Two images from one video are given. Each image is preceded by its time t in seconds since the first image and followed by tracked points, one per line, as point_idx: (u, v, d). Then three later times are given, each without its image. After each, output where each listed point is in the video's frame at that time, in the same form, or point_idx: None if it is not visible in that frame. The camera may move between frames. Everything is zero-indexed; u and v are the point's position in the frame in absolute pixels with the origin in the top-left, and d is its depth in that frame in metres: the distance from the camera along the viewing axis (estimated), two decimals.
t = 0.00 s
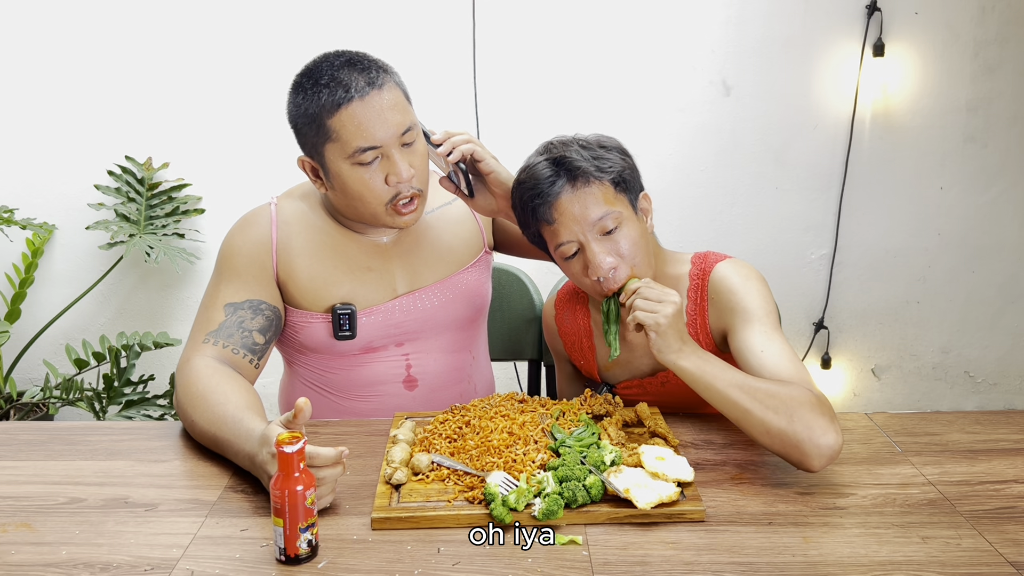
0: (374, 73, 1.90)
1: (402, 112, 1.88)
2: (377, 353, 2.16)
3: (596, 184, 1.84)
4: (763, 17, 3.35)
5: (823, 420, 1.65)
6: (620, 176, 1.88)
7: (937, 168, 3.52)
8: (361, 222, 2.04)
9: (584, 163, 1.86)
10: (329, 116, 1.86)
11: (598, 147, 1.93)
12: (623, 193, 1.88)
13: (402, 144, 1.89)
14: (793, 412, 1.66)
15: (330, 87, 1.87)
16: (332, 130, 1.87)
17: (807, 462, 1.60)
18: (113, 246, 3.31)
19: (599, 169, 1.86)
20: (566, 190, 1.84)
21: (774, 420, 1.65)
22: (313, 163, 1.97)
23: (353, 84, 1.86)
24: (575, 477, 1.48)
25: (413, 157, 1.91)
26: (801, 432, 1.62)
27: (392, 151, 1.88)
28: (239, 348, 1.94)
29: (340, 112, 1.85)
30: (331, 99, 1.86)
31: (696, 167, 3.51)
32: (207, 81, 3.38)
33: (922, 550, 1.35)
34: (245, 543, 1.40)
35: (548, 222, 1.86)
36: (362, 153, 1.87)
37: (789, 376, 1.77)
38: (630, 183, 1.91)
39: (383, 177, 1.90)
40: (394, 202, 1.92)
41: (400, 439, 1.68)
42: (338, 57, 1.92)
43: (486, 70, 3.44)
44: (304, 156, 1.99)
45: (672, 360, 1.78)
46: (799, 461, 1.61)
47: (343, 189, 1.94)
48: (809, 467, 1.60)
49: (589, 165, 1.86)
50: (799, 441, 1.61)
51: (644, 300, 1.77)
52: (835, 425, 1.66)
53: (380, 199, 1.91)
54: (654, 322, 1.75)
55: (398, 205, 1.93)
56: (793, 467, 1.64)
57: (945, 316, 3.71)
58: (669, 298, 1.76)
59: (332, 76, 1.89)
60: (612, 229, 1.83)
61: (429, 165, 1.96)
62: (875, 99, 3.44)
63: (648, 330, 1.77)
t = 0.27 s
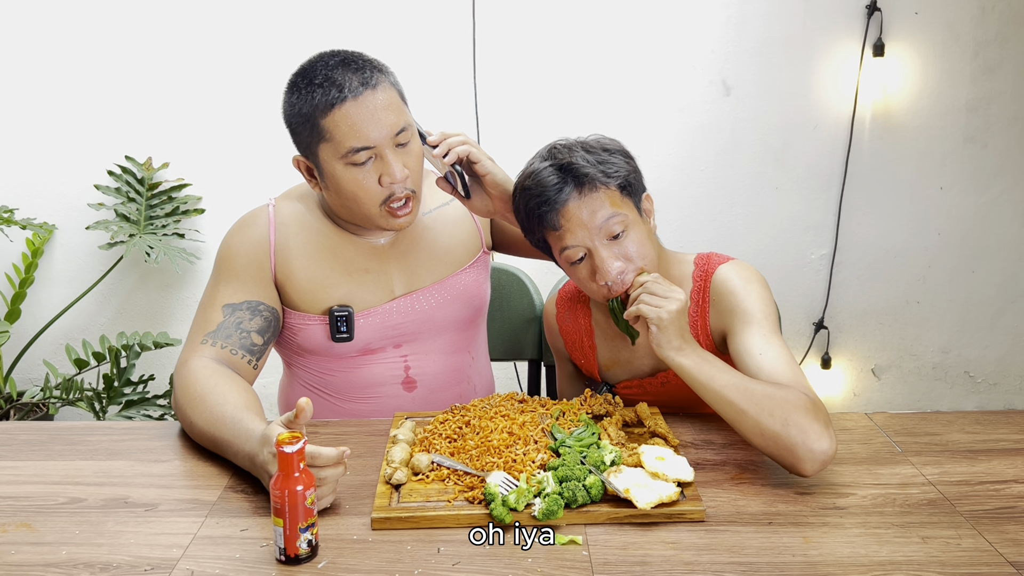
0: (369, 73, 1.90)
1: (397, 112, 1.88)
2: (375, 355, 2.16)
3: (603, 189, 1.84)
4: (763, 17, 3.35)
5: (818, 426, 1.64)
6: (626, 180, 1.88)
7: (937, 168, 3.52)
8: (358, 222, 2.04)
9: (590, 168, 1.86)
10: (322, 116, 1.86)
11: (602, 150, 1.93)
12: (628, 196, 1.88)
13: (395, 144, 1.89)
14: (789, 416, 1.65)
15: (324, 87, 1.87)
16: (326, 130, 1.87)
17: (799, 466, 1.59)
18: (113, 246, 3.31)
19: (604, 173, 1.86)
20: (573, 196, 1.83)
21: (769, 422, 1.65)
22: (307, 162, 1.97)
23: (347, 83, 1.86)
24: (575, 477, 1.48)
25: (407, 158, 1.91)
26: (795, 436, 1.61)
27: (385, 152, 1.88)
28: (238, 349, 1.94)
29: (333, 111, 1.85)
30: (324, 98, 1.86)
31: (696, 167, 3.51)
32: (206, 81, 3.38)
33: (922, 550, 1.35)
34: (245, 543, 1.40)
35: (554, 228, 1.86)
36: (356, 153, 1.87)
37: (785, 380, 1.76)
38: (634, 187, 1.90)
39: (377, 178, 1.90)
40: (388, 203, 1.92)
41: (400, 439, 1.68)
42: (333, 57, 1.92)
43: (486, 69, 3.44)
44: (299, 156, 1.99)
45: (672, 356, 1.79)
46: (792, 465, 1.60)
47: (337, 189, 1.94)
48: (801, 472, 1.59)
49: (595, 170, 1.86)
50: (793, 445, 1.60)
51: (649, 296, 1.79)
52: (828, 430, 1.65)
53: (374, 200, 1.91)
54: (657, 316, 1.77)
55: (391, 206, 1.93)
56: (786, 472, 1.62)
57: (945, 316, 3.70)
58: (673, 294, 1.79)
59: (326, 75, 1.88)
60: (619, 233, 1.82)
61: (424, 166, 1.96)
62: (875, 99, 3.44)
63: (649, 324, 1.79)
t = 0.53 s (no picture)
0: (362, 72, 1.90)
1: (389, 112, 1.88)
2: (373, 353, 2.16)
3: (607, 183, 1.84)
4: (763, 17, 3.35)
5: (816, 430, 1.63)
6: (630, 174, 1.87)
7: (937, 168, 3.52)
8: (355, 220, 2.04)
9: (594, 162, 1.85)
10: (315, 115, 1.87)
11: (607, 145, 1.92)
12: (633, 191, 1.87)
13: (389, 142, 1.88)
14: (788, 419, 1.64)
15: (318, 85, 1.87)
16: (319, 128, 1.87)
17: (795, 468, 1.58)
18: (113, 246, 3.31)
19: (608, 167, 1.85)
20: (577, 190, 1.83)
21: (769, 424, 1.64)
22: (303, 160, 1.98)
23: (340, 83, 1.86)
24: (575, 477, 1.48)
25: (400, 157, 1.91)
26: (793, 440, 1.60)
27: (378, 150, 1.88)
28: (237, 348, 1.94)
29: (326, 110, 1.85)
30: (317, 97, 1.86)
31: (696, 167, 3.51)
32: (206, 80, 3.38)
33: (922, 550, 1.35)
34: (245, 543, 1.40)
35: (558, 222, 1.86)
36: (348, 152, 1.87)
37: (785, 382, 1.76)
38: (639, 181, 1.89)
39: (370, 176, 1.89)
40: (382, 200, 1.91)
41: (400, 439, 1.68)
42: (327, 56, 1.92)
43: (486, 69, 3.44)
44: (294, 154, 2.00)
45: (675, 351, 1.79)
46: (787, 468, 1.59)
47: (331, 186, 1.94)
48: (796, 475, 1.58)
49: (600, 164, 1.85)
50: (790, 447, 1.59)
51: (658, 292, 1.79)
52: (826, 434, 1.64)
53: (367, 197, 1.91)
54: (665, 311, 1.77)
55: (386, 204, 1.92)
56: (781, 475, 1.61)
57: (945, 316, 3.70)
58: (683, 291, 1.79)
59: (320, 74, 1.89)
60: (624, 227, 1.82)
61: (417, 168, 1.95)
62: (875, 99, 3.44)
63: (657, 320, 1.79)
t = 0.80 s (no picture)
0: (363, 71, 1.90)
1: (392, 110, 1.88)
2: (373, 350, 2.15)
3: (609, 182, 1.83)
4: (763, 17, 3.35)
5: (819, 432, 1.63)
6: (633, 174, 1.87)
7: (937, 168, 3.52)
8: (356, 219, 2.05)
9: (598, 160, 1.85)
10: (317, 114, 1.86)
11: (611, 143, 1.92)
12: (635, 190, 1.87)
13: (390, 141, 1.88)
14: (792, 421, 1.64)
15: (319, 84, 1.87)
16: (321, 127, 1.87)
17: (799, 468, 1.58)
18: (113, 246, 3.31)
19: (611, 166, 1.85)
20: (580, 188, 1.83)
21: (774, 426, 1.64)
22: (304, 158, 1.98)
23: (342, 81, 1.86)
24: (575, 477, 1.48)
25: (402, 155, 1.91)
26: (798, 441, 1.60)
27: (379, 149, 1.88)
28: (235, 347, 1.94)
29: (327, 109, 1.85)
30: (319, 96, 1.86)
31: (696, 167, 3.51)
32: (206, 80, 3.38)
33: (923, 550, 1.35)
34: (245, 544, 1.40)
35: (559, 220, 1.86)
36: (350, 151, 1.87)
37: (790, 385, 1.76)
38: (642, 181, 1.89)
39: (371, 175, 1.90)
40: (384, 198, 1.92)
41: (400, 439, 1.68)
42: (329, 54, 1.92)
43: (486, 69, 3.43)
44: (295, 152, 2.00)
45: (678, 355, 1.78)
46: (791, 468, 1.59)
47: (332, 184, 1.94)
48: (799, 475, 1.58)
49: (603, 162, 1.85)
50: (795, 447, 1.59)
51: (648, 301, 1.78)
52: (830, 436, 1.64)
53: (368, 196, 1.91)
54: (656, 322, 1.77)
55: (388, 202, 1.93)
56: (784, 475, 1.61)
57: (945, 316, 3.70)
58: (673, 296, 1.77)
59: (322, 73, 1.89)
60: (625, 227, 1.83)
61: (420, 162, 1.95)
62: (875, 99, 3.44)
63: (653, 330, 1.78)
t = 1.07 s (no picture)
0: (376, 66, 1.90)
1: (403, 106, 1.89)
2: (374, 351, 2.16)
3: (611, 184, 1.83)
4: (763, 17, 3.35)
5: (823, 432, 1.63)
6: (636, 176, 1.87)
7: (937, 168, 3.52)
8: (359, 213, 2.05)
9: (600, 161, 1.85)
10: (329, 107, 1.86)
11: (616, 142, 1.92)
12: (637, 193, 1.86)
13: (401, 137, 1.89)
14: (795, 423, 1.63)
15: (332, 77, 1.87)
16: (332, 120, 1.87)
17: (803, 470, 1.57)
18: (113, 246, 3.31)
19: (614, 167, 1.85)
20: (580, 188, 1.83)
21: (778, 428, 1.63)
22: (311, 152, 1.97)
23: (355, 75, 1.86)
24: (575, 477, 1.48)
25: (411, 151, 1.91)
26: (803, 442, 1.59)
27: (390, 144, 1.88)
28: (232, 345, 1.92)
29: (340, 103, 1.85)
30: (332, 90, 1.85)
31: (696, 167, 3.51)
32: (206, 80, 3.38)
33: (923, 550, 1.35)
34: (245, 544, 1.40)
35: (559, 217, 1.86)
36: (360, 145, 1.87)
37: (792, 386, 1.76)
38: (644, 183, 1.89)
39: (381, 170, 1.90)
40: (392, 194, 1.92)
41: (401, 439, 1.68)
42: (342, 48, 1.92)
43: (486, 69, 3.44)
44: (303, 145, 2.00)
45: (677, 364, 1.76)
46: (794, 468, 1.58)
47: (339, 179, 1.94)
48: (804, 476, 1.58)
49: (605, 164, 1.84)
50: (799, 448, 1.59)
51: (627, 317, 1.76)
52: (833, 436, 1.64)
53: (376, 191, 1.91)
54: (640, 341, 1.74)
55: (395, 198, 1.93)
56: (789, 476, 1.61)
57: (945, 316, 3.70)
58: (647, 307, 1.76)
59: (334, 66, 1.88)
60: (622, 229, 1.82)
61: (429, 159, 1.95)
62: (875, 99, 3.44)
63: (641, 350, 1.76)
